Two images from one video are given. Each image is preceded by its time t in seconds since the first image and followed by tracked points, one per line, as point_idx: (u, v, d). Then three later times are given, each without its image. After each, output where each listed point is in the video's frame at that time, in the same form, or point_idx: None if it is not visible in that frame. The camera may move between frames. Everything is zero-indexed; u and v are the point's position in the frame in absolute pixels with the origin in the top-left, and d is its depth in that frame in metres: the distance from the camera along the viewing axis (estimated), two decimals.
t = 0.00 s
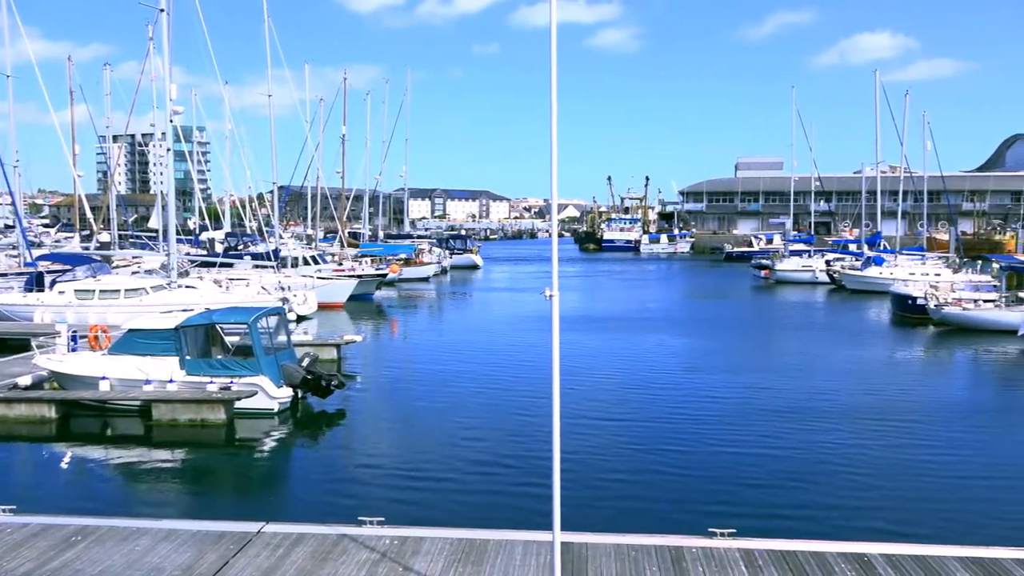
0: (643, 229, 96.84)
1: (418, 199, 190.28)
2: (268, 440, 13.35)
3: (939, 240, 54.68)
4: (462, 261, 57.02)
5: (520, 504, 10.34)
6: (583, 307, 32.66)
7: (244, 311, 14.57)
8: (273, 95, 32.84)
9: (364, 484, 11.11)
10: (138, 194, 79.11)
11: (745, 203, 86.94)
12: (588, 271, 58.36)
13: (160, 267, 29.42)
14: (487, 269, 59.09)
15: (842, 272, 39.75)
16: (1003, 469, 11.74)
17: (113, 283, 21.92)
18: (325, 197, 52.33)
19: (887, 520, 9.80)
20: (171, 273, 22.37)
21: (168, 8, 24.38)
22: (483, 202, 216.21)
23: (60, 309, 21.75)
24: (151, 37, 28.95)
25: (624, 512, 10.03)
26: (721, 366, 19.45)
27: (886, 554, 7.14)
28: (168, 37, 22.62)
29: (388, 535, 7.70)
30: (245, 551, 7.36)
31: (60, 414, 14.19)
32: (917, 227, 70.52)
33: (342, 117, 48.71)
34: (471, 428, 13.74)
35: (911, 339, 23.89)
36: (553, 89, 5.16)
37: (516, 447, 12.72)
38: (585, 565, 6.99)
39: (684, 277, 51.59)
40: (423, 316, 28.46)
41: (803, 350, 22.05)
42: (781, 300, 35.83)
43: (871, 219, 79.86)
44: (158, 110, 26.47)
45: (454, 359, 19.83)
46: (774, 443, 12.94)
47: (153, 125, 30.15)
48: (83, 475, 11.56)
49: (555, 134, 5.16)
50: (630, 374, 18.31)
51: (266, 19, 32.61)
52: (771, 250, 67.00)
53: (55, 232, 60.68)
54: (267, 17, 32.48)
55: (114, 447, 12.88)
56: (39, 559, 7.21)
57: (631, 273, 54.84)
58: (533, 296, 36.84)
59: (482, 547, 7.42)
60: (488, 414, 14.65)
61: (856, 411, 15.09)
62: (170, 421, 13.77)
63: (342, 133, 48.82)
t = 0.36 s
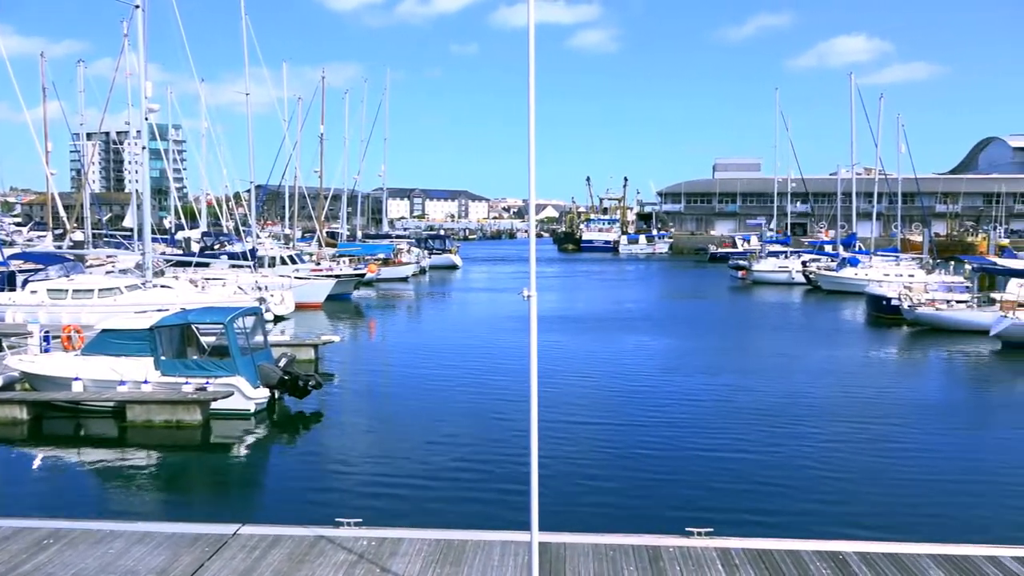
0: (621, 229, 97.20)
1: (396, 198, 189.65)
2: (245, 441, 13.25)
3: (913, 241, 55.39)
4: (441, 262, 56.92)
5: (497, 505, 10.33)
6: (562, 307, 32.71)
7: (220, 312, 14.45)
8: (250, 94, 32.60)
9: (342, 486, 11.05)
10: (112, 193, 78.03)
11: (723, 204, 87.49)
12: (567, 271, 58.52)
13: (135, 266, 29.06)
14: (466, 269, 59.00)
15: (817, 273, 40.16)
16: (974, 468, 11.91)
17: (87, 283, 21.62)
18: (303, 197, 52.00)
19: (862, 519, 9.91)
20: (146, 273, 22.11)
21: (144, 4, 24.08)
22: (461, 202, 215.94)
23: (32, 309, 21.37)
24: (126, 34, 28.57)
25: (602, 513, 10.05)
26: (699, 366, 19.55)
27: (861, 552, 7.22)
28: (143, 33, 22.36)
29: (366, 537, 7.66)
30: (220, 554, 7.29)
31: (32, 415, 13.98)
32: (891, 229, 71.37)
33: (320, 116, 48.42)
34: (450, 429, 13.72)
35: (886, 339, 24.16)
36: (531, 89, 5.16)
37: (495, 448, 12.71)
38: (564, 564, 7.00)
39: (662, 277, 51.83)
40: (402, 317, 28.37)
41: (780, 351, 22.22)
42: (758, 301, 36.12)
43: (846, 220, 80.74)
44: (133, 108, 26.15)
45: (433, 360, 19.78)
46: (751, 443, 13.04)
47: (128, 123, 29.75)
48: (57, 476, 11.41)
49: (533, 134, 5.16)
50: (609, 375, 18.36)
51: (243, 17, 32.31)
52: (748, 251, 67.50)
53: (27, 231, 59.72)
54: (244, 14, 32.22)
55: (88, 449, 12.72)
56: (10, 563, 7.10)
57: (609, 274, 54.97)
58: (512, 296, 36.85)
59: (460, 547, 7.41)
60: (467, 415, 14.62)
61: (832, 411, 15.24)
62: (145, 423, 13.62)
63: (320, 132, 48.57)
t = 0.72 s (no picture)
0: (600, 230, 97.53)
1: (375, 199, 188.97)
2: (221, 443, 13.15)
3: (888, 242, 56.03)
4: (420, 262, 56.80)
5: (476, 507, 10.32)
6: (541, 308, 32.76)
7: (197, 313, 14.34)
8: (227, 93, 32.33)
9: (322, 488, 11.01)
10: (86, 192, 77.03)
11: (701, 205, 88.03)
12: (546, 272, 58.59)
13: (109, 267, 28.72)
14: (445, 270, 58.90)
15: (794, 274, 40.50)
16: (949, 467, 12.05)
17: (61, 283, 21.34)
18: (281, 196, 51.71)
19: (839, 518, 10.01)
20: (120, 273, 21.86)
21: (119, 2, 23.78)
22: (441, 202, 215.68)
23: (4, 310, 21.04)
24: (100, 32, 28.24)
25: (582, 514, 10.06)
26: (678, 367, 19.65)
27: (837, 550, 7.29)
28: (117, 31, 22.12)
29: (344, 539, 7.62)
30: (197, 557, 7.22)
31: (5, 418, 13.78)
32: (866, 230, 72.17)
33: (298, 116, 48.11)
34: (429, 431, 13.69)
35: (862, 339, 24.42)
36: (510, 91, 5.18)
37: (475, 449, 12.69)
38: (543, 564, 7.02)
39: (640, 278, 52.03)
40: (381, 317, 28.25)
41: (758, 351, 22.39)
42: (735, 301, 36.38)
43: (822, 221, 81.57)
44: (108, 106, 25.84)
45: (413, 361, 19.71)
46: (729, 443, 13.12)
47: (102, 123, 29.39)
48: (30, 480, 11.26)
49: (512, 137, 5.17)
50: (588, 376, 18.40)
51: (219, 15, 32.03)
52: (726, 251, 67.97)
53: None
54: (221, 13, 31.94)
55: (61, 451, 12.56)
56: None
57: (588, 274, 55.10)
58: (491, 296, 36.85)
59: (439, 549, 7.39)
60: (446, 417, 14.59)
61: (808, 410, 15.37)
62: (120, 425, 13.47)
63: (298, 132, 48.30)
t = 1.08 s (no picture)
0: (579, 230, 97.83)
1: (354, 200, 188.31)
2: (198, 446, 13.05)
3: (863, 241, 56.62)
4: (399, 263, 56.67)
5: (457, 509, 10.31)
6: (520, 308, 32.79)
7: (173, 315, 14.22)
8: (203, 93, 32.12)
9: (300, 491, 10.95)
10: (60, 193, 76.03)
11: (679, 206, 88.54)
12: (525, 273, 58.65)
13: (84, 269, 28.38)
14: (424, 271, 58.78)
15: (771, 274, 40.82)
16: (924, 465, 12.19)
17: (33, 286, 21.05)
18: (259, 197, 51.38)
19: (816, 516, 10.10)
20: (94, 276, 21.61)
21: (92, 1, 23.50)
22: (420, 203, 215.38)
23: None
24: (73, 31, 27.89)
25: (561, 515, 10.07)
26: (656, 367, 19.74)
27: (814, 547, 7.35)
28: (92, 31, 21.87)
29: (323, 541, 7.59)
30: (173, 562, 7.15)
31: None
32: (842, 230, 72.95)
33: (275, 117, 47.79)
34: (408, 433, 13.66)
35: (838, 339, 24.65)
36: (487, 94, 5.20)
37: (454, 451, 12.66)
38: (522, 565, 7.02)
39: (619, 278, 52.21)
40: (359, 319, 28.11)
41: (736, 351, 22.55)
42: (713, 301, 36.61)
43: (799, 221, 82.31)
44: (82, 107, 25.53)
45: (391, 363, 19.64)
46: (707, 444, 13.20)
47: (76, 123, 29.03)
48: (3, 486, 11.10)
49: (488, 139, 5.19)
50: (567, 377, 18.43)
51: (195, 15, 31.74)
52: (705, 251, 68.39)
53: None
54: (197, 12, 31.68)
55: (35, 457, 12.37)
56: None
57: (568, 275, 55.22)
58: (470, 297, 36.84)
59: (419, 551, 7.38)
60: (426, 419, 14.57)
61: (786, 410, 15.50)
62: (95, 429, 13.29)
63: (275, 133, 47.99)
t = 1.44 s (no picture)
0: (559, 230, 98.00)
1: (332, 201, 187.40)
2: (175, 449, 12.93)
3: (839, 241, 57.21)
4: (378, 264, 56.49)
5: (437, 511, 10.29)
6: (500, 309, 32.78)
7: (149, 318, 14.07)
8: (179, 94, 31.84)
9: (279, 494, 10.89)
10: (33, 195, 74.97)
11: (658, 206, 88.93)
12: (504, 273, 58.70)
13: (58, 272, 28.02)
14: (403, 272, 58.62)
15: (748, 273, 41.11)
16: (900, 463, 12.33)
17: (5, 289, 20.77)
18: (236, 199, 51.01)
19: (794, 514, 10.20)
20: (69, 278, 21.35)
21: None
22: (399, 204, 214.78)
23: None
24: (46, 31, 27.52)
25: (541, 517, 10.09)
26: (635, 367, 19.82)
27: (791, 544, 7.41)
28: (65, 31, 21.61)
29: (302, 544, 7.55)
30: (150, 567, 7.07)
31: None
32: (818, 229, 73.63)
33: (252, 118, 47.47)
34: (387, 435, 13.62)
35: (815, 337, 24.88)
36: (464, 95, 5.22)
37: (434, 453, 12.64)
38: (502, 565, 7.02)
39: (598, 278, 52.38)
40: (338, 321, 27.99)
41: (714, 350, 22.70)
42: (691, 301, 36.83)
43: (776, 221, 83.02)
44: (55, 108, 25.22)
45: (371, 365, 19.57)
46: (686, 444, 13.27)
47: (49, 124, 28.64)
48: None
49: (466, 140, 5.20)
50: (546, 377, 18.46)
51: (170, 15, 31.44)
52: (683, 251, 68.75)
53: None
54: (172, 13, 31.39)
55: (8, 462, 12.19)
56: None
57: (548, 275, 55.32)
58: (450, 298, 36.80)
59: (398, 552, 7.36)
60: (405, 421, 14.53)
61: (763, 409, 15.63)
62: (69, 434, 13.12)
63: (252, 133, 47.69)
